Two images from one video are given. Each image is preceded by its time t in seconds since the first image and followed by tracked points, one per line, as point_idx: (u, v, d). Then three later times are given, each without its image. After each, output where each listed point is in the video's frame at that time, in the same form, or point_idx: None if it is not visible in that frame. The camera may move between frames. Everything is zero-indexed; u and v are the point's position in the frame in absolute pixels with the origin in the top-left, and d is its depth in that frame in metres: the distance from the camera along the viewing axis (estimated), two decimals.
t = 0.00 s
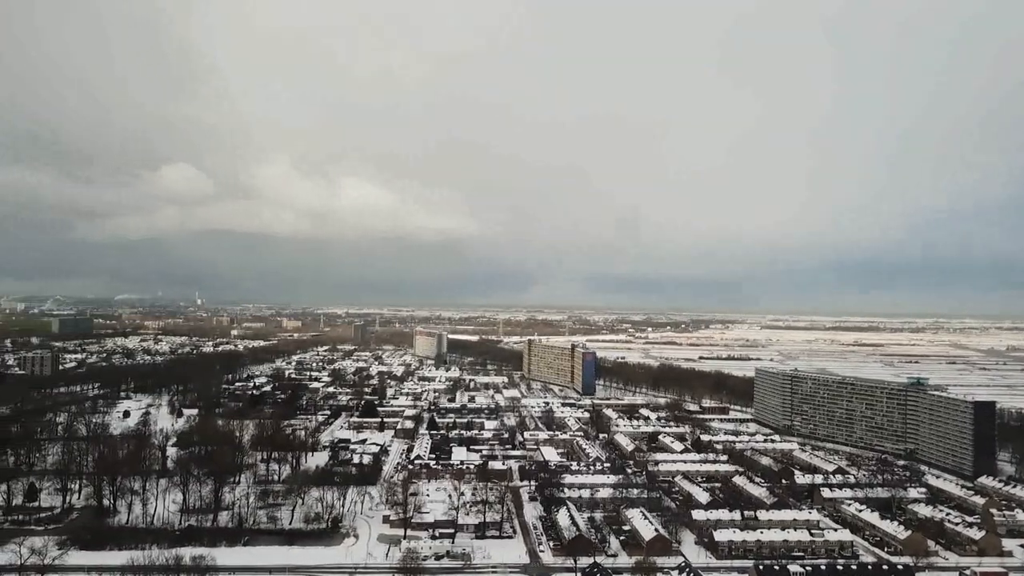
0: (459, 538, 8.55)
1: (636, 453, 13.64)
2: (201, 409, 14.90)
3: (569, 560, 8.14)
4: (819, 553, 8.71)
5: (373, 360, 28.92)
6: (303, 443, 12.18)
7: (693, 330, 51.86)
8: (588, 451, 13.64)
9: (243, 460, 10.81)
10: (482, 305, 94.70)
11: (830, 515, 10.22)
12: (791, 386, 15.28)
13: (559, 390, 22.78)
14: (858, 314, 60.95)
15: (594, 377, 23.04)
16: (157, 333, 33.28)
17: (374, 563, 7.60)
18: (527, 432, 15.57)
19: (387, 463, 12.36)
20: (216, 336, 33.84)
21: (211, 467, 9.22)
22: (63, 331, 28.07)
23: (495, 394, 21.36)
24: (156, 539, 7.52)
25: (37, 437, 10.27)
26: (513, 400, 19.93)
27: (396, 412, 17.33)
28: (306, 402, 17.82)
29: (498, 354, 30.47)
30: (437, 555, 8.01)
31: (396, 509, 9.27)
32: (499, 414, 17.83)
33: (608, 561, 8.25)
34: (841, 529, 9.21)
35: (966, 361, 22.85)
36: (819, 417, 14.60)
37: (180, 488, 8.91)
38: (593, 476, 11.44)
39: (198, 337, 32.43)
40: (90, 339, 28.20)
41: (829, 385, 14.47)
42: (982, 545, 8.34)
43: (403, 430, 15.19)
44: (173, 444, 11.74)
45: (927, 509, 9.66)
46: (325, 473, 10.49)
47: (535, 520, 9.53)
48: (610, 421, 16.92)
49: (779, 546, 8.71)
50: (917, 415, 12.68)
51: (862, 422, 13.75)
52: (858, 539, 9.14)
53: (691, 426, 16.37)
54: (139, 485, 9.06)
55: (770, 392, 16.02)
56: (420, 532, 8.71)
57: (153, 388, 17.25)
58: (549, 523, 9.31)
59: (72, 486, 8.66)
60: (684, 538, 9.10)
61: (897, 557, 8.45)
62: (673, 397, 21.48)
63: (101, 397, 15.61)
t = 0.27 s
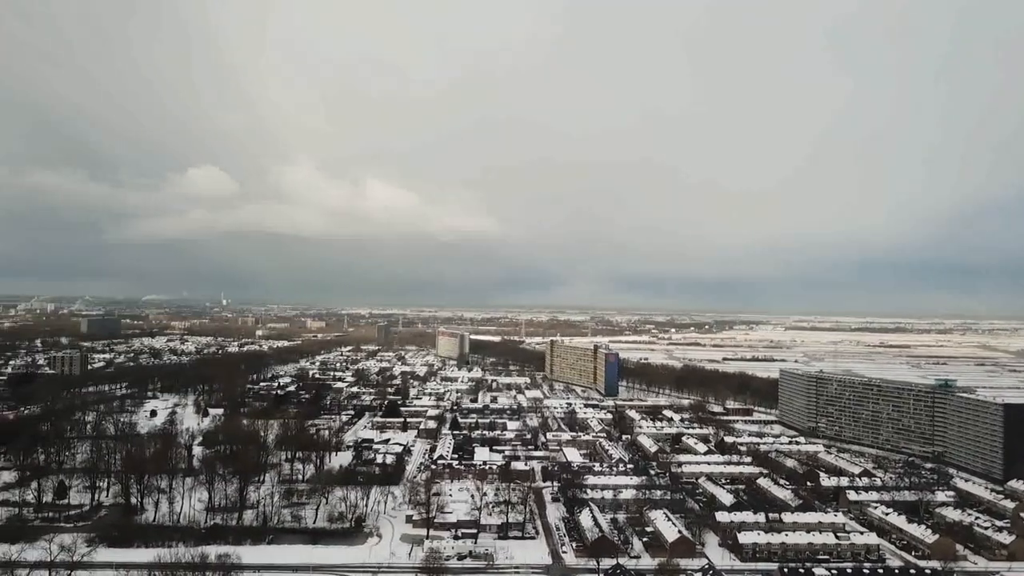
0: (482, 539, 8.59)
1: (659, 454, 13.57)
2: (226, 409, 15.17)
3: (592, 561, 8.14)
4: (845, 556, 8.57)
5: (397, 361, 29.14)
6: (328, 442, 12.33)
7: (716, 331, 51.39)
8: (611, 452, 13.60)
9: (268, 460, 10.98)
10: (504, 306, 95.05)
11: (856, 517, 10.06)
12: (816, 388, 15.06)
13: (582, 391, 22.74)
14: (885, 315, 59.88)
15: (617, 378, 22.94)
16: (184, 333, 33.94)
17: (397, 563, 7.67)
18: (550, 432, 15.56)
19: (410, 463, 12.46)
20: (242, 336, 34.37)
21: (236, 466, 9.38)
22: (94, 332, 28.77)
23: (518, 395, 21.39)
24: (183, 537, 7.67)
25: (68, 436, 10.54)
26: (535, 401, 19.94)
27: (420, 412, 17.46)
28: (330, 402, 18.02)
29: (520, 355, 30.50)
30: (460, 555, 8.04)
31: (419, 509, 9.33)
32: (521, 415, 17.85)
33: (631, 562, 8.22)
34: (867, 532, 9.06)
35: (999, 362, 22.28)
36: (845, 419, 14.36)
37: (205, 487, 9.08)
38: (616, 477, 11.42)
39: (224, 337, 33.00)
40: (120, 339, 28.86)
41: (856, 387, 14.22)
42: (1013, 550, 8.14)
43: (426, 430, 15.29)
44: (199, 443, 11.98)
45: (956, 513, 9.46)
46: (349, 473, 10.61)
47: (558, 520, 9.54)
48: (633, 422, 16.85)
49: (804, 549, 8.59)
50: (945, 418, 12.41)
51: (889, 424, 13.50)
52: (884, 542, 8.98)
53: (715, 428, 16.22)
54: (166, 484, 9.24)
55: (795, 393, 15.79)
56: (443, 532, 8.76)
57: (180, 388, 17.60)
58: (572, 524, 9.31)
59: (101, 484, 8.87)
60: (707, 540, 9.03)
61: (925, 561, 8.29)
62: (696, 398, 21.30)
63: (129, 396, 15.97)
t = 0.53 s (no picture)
0: (505, 539, 8.63)
1: (684, 456, 13.48)
2: (252, 408, 15.44)
3: (616, 562, 8.14)
4: (873, 560, 8.43)
5: (421, 361, 29.36)
6: (354, 442, 12.49)
7: (741, 332, 50.83)
8: (635, 453, 13.55)
9: (294, 459, 11.16)
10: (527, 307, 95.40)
11: (884, 521, 9.89)
12: (843, 389, 14.81)
13: (606, 392, 22.68)
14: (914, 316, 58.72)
15: (641, 379, 22.82)
16: (211, 333, 34.60)
17: (421, 563, 7.75)
18: (573, 433, 15.55)
19: (434, 463, 12.55)
20: (267, 336, 34.90)
21: (261, 466, 9.54)
22: (124, 332, 29.46)
23: (541, 395, 21.40)
24: (210, 535, 7.83)
25: (100, 435, 10.82)
26: (558, 402, 19.93)
27: (443, 413, 17.58)
28: (355, 402, 18.23)
29: (544, 355, 30.50)
30: (483, 554, 8.09)
31: (443, 509, 9.40)
32: (544, 416, 17.87)
33: (655, 564, 8.19)
34: (895, 536, 8.90)
35: None
36: (872, 422, 14.11)
37: (232, 486, 9.27)
38: (640, 478, 11.38)
39: (251, 338, 33.55)
40: (149, 339, 29.52)
41: (884, 389, 13.96)
42: None
43: (450, 431, 15.39)
44: (226, 442, 12.20)
45: (987, 517, 9.25)
46: (375, 472, 10.74)
47: (582, 521, 9.55)
48: (657, 424, 16.76)
49: (831, 552, 8.47)
50: (976, 421, 12.13)
51: (918, 426, 13.23)
52: (912, 546, 8.82)
53: (740, 430, 16.06)
54: (193, 483, 9.44)
55: (821, 395, 15.56)
56: (467, 532, 8.82)
57: (207, 388, 17.95)
58: (596, 526, 9.31)
59: (130, 482, 9.09)
60: (733, 543, 8.95)
61: (955, 566, 8.13)
62: (721, 400, 21.09)
63: (158, 396, 16.34)
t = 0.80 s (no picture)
0: (527, 539, 8.62)
1: (707, 457, 13.34)
2: (277, 408, 15.63)
3: (639, 564, 8.09)
4: (899, 564, 8.25)
5: (443, 361, 29.48)
6: (377, 442, 12.58)
7: (765, 332, 50.25)
8: (658, 454, 13.46)
9: (318, 459, 11.27)
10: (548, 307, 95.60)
11: (910, 524, 9.69)
12: (869, 391, 14.54)
13: (628, 393, 22.55)
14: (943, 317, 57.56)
15: (664, 380, 22.66)
16: (236, 333, 35.15)
17: (444, 563, 7.77)
18: (596, 434, 15.49)
19: (457, 463, 12.59)
20: (291, 337, 35.31)
21: (285, 465, 9.66)
22: (152, 333, 30.04)
23: (564, 396, 21.35)
24: (235, 534, 7.93)
25: (127, 434, 11.03)
26: (580, 403, 19.85)
27: (466, 413, 17.63)
28: (378, 402, 18.36)
29: (565, 356, 30.45)
30: (505, 555, 8.09)
31: (465, 509, 9.42)
32: (566, 417, 17.82)
33: (679, 565, 8.11)
34: (922, 540, 8.72)
35: None
36: (898, 423, 13.84)
37: (256, 486, 9.39)
38: (664, 480, 11.30)
39: (275, 338, 33.98)
40: (176, 339, 30.06)
41: (910, 390, 13.68)
42: None
43: (472, 431, 15.43)
44: (251, 442, 12.37)
45: (1018, 521, 9.02)
46: (398, 472, 10.81)
47: (605, 522, 9.51)
48: (680, 425, 16.62)
49: (857, 555, 8.31)
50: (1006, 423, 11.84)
51: (945, 428, 12.95)
52: (939, 550, 8.63)
53: (764, 431, 15.85)
54: (218, 482, 9.58)
55: (846, 396, 15.30)
56: (489, 532, 8.82)
57: (232, 388, 18.20)
58: (619, 526, 9.27)
59: (156, 481, 9.26)
60: (757, 545, 8.82)
61: (984, 571, 7.93)
62: (745, 401, 20.85)
63: (185, 395, 16.62)
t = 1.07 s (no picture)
0: (552, 540, 8.59)
1: (733, 459, 13.14)
2: (303, 408, 15.80)
3: (664, 565, 8.00)
4: (930, 568, 8.02)
5: (467, 362, 29.58)
6: (402, 442, 12.65)
7: (792, 333, 49.50)
8: (683, 456, 13.31)
9: (344, 459, 11.38)
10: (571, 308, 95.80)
11: (941, 528, 9.43)
12: (897, 393, 14.18)
13: (653, 395, 22.35)
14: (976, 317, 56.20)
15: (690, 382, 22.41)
16: (263, 334, 35.69)
17: (468, 562, 7.77)
18: (621, 435, 15.37)
19: (481, 464, 12.60)
20: (316, 337, 35.73)
21: (311, 464, 9.76)
22: (181, 333, 30.63)
23: (588, 397, 21.23)
24: (262, 532, 8.03)
25: (156, 433, 11.25)
26: (605, 404, 19.72)
27: (490, 413, 17.64)
28: (403, 402, 18.47)
29: (589, 357, 30.33)
30: (530, 555, 8.06)
31: (489, 509, 9.41)
32: (591, 418, 17.73)
33: (704, 568, 7.99)
34: (953, 544, 8.47)
35: None
36: (928, 426, 13.49)
37: (283, 484, 9.51)
38: (689, 482, 11.17)
39: (301, 338, 34.41)
40: (204, 339, 30.62)
41: (940, 392, 13.32)
42: None
43: (496, 431, 15.43)
44: (278, 441, 12.52)
45: None
46: (422, 472, 10.85)
47: (629, 524, 9.43)
48: (706, 426, 16.41)
49: (886, 559, 8.10)
50: None
51: (977, 431, 12.59)
52: (970, 554, 8.38)
53: (791, 433, 15.58)
54: (245, 481, 9.71)
55: (874, 398, 14.96)
56: (513, 533, 8.80)
57: (259, 388, 18.46)
58: (643, 528, 9.18)
59: (185, 479, 9.42)
60: (783, 547, 8.65)
61: None
62: (772, 403, 20.52)
63: (213, 395, 16.90)
